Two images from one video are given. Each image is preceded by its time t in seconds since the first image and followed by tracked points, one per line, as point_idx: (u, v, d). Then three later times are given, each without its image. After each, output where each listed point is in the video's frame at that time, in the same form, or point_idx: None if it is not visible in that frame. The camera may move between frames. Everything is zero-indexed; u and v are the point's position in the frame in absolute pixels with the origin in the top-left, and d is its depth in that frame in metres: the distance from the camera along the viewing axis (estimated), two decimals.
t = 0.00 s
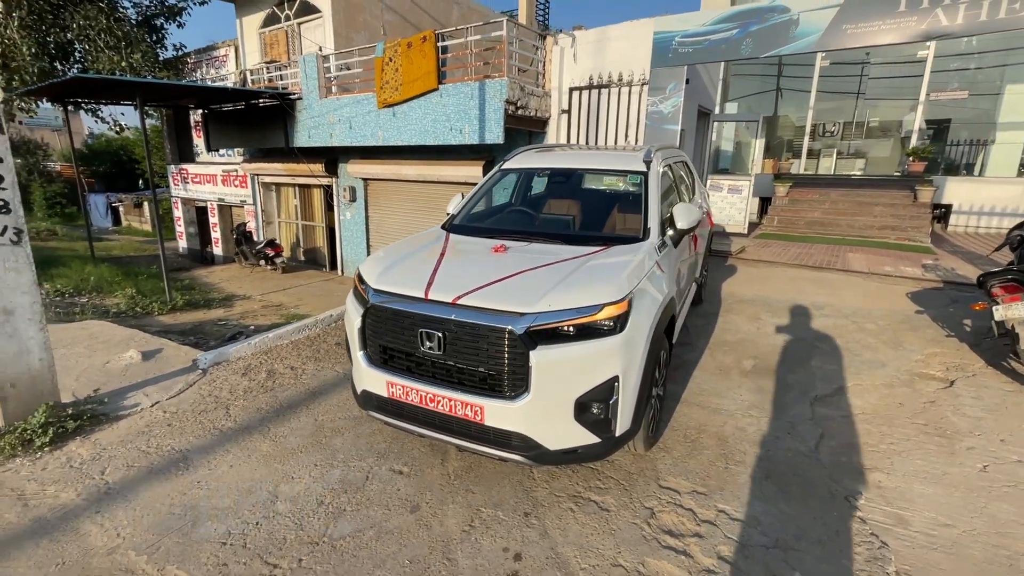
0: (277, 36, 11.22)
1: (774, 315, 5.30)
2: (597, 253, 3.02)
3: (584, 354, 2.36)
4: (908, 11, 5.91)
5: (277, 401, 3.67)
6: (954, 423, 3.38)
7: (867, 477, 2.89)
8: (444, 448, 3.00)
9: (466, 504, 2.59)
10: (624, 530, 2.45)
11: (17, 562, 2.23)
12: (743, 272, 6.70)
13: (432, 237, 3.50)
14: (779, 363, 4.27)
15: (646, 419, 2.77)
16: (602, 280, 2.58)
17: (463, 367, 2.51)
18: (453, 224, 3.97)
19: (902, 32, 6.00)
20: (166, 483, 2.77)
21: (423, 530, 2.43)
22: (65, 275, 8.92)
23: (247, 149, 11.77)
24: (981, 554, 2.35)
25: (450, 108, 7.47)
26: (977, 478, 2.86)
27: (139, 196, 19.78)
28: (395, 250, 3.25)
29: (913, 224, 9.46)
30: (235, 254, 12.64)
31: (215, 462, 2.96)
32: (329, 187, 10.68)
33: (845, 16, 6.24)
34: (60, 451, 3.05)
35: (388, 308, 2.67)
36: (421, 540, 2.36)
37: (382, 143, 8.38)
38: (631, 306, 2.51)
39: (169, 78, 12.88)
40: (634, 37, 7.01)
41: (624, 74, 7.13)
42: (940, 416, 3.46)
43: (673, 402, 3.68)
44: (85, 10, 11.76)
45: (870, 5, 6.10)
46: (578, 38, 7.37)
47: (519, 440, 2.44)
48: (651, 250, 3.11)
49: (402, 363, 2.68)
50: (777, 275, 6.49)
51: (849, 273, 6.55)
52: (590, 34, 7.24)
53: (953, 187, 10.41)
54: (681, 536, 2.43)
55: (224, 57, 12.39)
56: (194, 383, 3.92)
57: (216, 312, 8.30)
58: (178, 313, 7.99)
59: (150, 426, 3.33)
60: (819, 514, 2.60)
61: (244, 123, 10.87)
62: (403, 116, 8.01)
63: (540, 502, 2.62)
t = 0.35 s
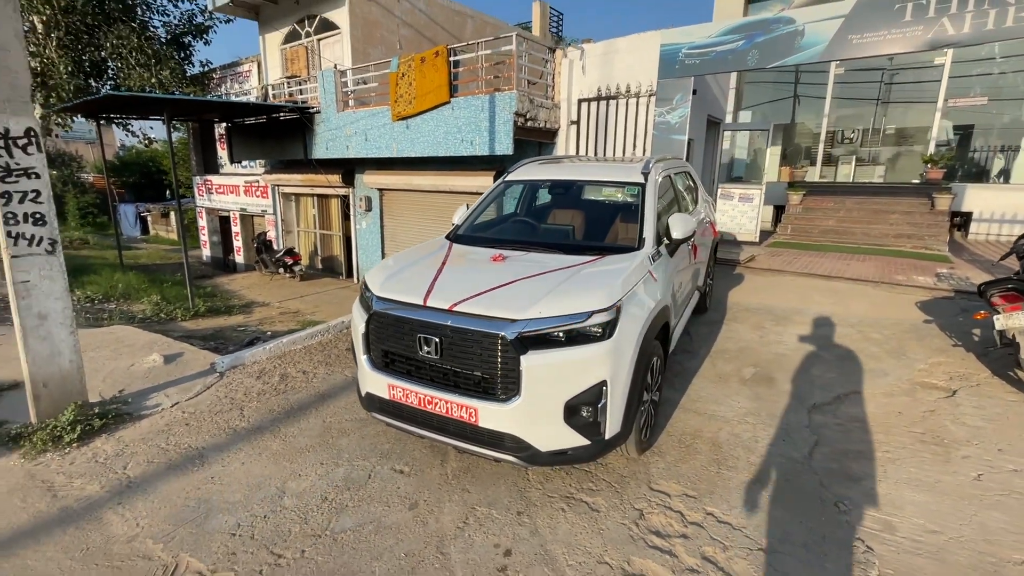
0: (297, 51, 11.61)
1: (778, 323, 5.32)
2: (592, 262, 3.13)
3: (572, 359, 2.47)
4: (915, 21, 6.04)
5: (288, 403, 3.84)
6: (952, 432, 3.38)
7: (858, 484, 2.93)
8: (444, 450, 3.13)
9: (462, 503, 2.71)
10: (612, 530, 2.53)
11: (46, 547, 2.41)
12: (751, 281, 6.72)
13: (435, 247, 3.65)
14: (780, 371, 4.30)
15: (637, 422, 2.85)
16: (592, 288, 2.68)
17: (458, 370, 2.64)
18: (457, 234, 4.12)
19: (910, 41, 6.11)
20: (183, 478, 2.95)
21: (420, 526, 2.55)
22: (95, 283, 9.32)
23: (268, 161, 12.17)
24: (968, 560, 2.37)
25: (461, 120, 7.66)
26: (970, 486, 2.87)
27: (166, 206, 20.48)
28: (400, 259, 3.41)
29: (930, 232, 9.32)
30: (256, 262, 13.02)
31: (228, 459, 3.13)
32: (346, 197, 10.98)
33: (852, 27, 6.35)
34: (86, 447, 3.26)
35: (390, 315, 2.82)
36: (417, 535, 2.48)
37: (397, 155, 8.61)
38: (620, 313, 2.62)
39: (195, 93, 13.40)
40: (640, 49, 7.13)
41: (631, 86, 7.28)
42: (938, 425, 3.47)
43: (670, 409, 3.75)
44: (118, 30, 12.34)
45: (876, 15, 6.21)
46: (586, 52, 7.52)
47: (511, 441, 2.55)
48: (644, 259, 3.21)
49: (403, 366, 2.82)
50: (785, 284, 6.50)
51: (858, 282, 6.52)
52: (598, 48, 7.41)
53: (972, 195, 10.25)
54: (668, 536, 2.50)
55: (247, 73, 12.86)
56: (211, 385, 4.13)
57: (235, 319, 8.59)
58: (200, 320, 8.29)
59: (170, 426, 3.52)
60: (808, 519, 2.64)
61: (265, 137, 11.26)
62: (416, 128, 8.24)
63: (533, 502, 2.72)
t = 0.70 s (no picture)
0: (314, 63, 11.97)
1: (781, 327, 5.38)
2: (588, 264, 3.27)
3: (565, 354, 2.61)
4: (916, 28, 5.98)
5: (300, 399, 4.02)
6: (946, 432, 3.43)
7: (848, 480, 3.00)
8: (446, 443, 3.27)
9: (462, 492, 2.85)
10: (604, 519, 2.65)
11: (76, 527, 2.61)
12: (756, 285, 6.78)
13: (439, 250, 3.81)
14: (779, 373, 4.37)
15: (630, 418, 2.97)
16: (586, 288, 2.82)
17: (458, 366, 2.79)
18: (461, 238, 4.28)
19: (911, 49, 6.04)
20: (201, 467, 3.13)
21: (421, 513, 2.69)
22: (119, 287, 9.69)
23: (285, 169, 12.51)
24: (950, 553, 2.43)
25: (470, 129, 7.87)
26: (959, 483, 2.93)
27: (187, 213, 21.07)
28: (406, 262, 3.57)
29: (943, 237, 9.26)
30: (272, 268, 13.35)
31: (243, 450, 3.31)
32: (360, 204, 11.26)
33: (853, 34, 6.32)
34: (112, 438, 3.47)
35: (395, 313, 2.98)
36: (418, 521, 2.62)
37: (408, 162, 8.83)
38: (611, 312, 2.75)
39: (216, 104, 13.85)
40: (646, 59, 7.37)
41: (637, 94, 7.44)
42: (933, 426, 3.52)
43: (668, 408, 3.85)
44: (144, 44, 12.83)
45: (876, 23, 6.18)
46: (593, 61, 7.70)
47: (507, 432, 2.69)
48: (638, 261, 3.34)
49: (407, 362, 2.98)
50: (790, 288, 6.54)
51: (863, 286, 6.55)
52: (604, 57, 7.60)
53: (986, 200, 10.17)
54: (657, 526, 2.61)
55: (266, 84, 13.27)
56: (228, 382, 4.33)
57: (252, 322, 8.85)
58: (219, 323, 8.57)
59: (189, 419, 3.73)
60: (795, 512, 2.72)
61: (282, 146, 11.60)
62: (427, 137, 8.46)
63: (529, 492, 2.85)
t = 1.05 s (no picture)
0: (325, 72, 12.22)
1: (782, 331, 5.39)
2: (582, 268, 3.34)
3: (555, 356, 2.67)
4: (918, 33, 5.97)
5: (303, 400, 4.13)
6: (942, 437, 3.42)
7: (839, 483, 3.01)
8: (442, 443, 3.35)
9: (455, 491, 2.92)
10: (593, 517, 2.70)
11: (86, 518, 2.72)
12: (759, 290, 6.78)
13: (438, 255, 3.90)
14: (777, 377, 4.38)
15: (622, 419, 3.02)
16: (577, 291, 2.89)
17: (452, 367, 2.87)
18: (462, 243, 4.37)
19: (913, 53, 6.02)
20: (205, 464, 3.24)
21: (415, 510, 2.77)
22: (135, 291, 9.93)
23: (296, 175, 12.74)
24: (937, 555, 2.44)
25: (476, 135, 7.98)
26: (951, 487, 2.93)
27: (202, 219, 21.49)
28: (405, 266, 3.67)
29: (954, 242, 9.15)
30: (284, 272, 13.57)
31: (247, 448, 3.42)
32: (369, 209, 11.43)
33: (855, 39, 6.34)
34: (123, 435, 3.60)
35: (392, 315, 3.06)
36: (411, 517, 2.70)
37: (416, 168, 8.97)
38: (601, 314, 2.80)
39: (231, 113, 14.17)
40: (650, 65, 7.45)
41: (641, 100, 7.52)
42: (929, 431, 3.51)
43: (664, 411, 3.89)
44: (162, 54, 13.17)
45: (879, 28, 6.18)
46: (597, 67, 7.77)
47: (499, 432, 2.76)
48: (632, 266, 3.39)
49: (403, 363, 3.06)
50: (794, 293, 6.53)
51: (869, 291, 6.51)
52: (608, 64, 7.65)
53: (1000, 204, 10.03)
54: (645, 526, 2.66)
55: (279, 92, 13.56)
56: (235, 383, 4.46)
57: (262, 325, 9.02)
58: (230, 326, 8.74)
59: (197, 418, 3.85)
60: (783, 513, 2.75)
61: (294, 152, 11.83)
62: (434, 143, 8.58)
63: (521, 491, 2.91)
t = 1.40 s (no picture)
0: (331, 79, 12.37)
1: (778, 338, 5.35)
2: (568, 274, 3.34)
3: (535, 362, 2.68)
4: (916, 37, 5.93)
5: (295, 405, 4.16)
6: (934, 446, 3.38)
7: (826, 492, 2.98)
8: (428, 449, 3.36)
9: (438, 497, 2.92)
10: (574, 525, 2.70)
11: (73, 521, 2.77)
12: (758, 296, 6.73)
13: (428, 261, 3.92)
14: (771, 385, 4.34)
15: (605, 427, 3.02)
16: (560, 297, 2.89)
17: (434, 373, 2.88)
18: (454, 249, 4.39)
19: (913, 58, 5.99)
20: (194, 467, 3.28)
21: (396, 515, 2.78)
22: (141, 295, 10.08)
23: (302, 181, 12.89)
24: (920, 566, 2.40)
25: (476, 141, 8.04)
26: (940, 498, 2.88)
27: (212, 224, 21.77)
28: (394, 272, 3.69)
29: (961, 247, 9.02)
30: (289, 277, 13.69)
31: (237, 452, 3.45)
32: (372, 215, 11.52)
33: (853, 44, 6.29)
34: (116, 438, 3.65)
35: (377, 322, 3.08)
36: (392, 523, 2.71)
37: (417, 174, 9.04)
38: (583, 321, 2.80)
39: (238, 119, 14.37)
40: (649, 71, 7.43)
41: (640, 105, 7.52)
42: (922, 440, 3.46)
43: (653, 418, 3.87)
44: (171, 62, 13.38)
45: (877, 33, 6.14)
46: (596, 73, 7.76)
47: (480, 438, 2.77)
48: (618, 272, 3.39)
49: (388, 369, 3.08)
50: (794, 299, 6.48)
51: (870, 297, 6.44)
52: (607, 70, 7.65)
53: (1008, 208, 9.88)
54: (626, 534, 2.64)
55: (285, 99, 13.73)
56: (230, 387, 4.51)
57: (265, 329, 9.12)
58: (234, 330, 8.84)
59: (190, 422, 3.90)
60: (766, 522, 2.72)
61: (299, 158, 11.97)
62: (435, 149, 8.65)
63: (504, 498, 2.91)
